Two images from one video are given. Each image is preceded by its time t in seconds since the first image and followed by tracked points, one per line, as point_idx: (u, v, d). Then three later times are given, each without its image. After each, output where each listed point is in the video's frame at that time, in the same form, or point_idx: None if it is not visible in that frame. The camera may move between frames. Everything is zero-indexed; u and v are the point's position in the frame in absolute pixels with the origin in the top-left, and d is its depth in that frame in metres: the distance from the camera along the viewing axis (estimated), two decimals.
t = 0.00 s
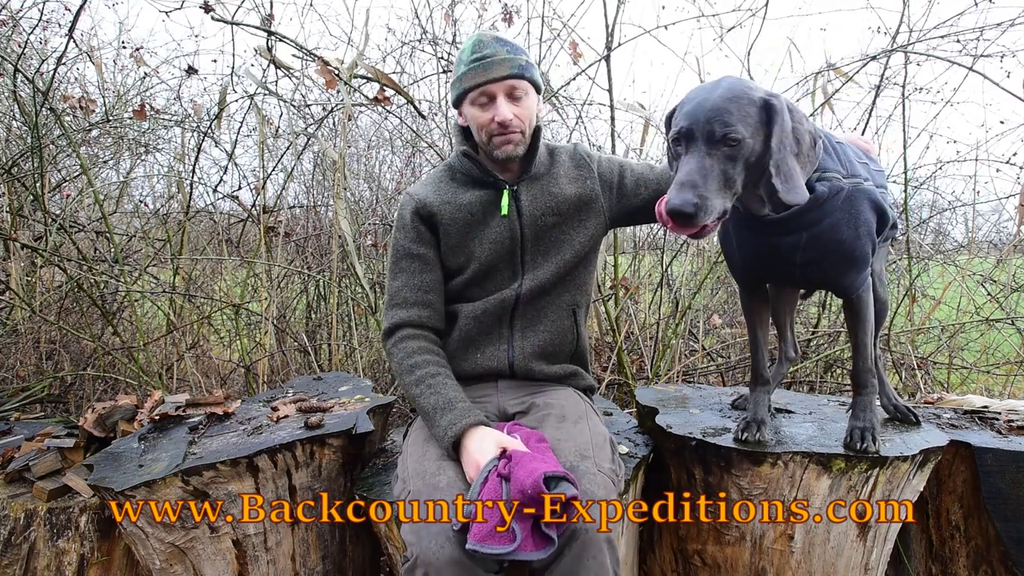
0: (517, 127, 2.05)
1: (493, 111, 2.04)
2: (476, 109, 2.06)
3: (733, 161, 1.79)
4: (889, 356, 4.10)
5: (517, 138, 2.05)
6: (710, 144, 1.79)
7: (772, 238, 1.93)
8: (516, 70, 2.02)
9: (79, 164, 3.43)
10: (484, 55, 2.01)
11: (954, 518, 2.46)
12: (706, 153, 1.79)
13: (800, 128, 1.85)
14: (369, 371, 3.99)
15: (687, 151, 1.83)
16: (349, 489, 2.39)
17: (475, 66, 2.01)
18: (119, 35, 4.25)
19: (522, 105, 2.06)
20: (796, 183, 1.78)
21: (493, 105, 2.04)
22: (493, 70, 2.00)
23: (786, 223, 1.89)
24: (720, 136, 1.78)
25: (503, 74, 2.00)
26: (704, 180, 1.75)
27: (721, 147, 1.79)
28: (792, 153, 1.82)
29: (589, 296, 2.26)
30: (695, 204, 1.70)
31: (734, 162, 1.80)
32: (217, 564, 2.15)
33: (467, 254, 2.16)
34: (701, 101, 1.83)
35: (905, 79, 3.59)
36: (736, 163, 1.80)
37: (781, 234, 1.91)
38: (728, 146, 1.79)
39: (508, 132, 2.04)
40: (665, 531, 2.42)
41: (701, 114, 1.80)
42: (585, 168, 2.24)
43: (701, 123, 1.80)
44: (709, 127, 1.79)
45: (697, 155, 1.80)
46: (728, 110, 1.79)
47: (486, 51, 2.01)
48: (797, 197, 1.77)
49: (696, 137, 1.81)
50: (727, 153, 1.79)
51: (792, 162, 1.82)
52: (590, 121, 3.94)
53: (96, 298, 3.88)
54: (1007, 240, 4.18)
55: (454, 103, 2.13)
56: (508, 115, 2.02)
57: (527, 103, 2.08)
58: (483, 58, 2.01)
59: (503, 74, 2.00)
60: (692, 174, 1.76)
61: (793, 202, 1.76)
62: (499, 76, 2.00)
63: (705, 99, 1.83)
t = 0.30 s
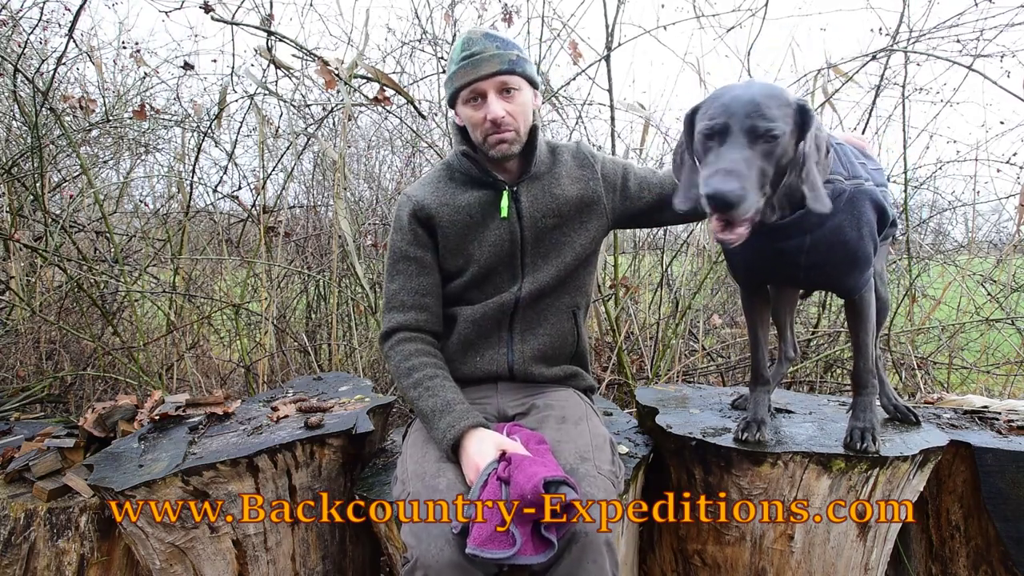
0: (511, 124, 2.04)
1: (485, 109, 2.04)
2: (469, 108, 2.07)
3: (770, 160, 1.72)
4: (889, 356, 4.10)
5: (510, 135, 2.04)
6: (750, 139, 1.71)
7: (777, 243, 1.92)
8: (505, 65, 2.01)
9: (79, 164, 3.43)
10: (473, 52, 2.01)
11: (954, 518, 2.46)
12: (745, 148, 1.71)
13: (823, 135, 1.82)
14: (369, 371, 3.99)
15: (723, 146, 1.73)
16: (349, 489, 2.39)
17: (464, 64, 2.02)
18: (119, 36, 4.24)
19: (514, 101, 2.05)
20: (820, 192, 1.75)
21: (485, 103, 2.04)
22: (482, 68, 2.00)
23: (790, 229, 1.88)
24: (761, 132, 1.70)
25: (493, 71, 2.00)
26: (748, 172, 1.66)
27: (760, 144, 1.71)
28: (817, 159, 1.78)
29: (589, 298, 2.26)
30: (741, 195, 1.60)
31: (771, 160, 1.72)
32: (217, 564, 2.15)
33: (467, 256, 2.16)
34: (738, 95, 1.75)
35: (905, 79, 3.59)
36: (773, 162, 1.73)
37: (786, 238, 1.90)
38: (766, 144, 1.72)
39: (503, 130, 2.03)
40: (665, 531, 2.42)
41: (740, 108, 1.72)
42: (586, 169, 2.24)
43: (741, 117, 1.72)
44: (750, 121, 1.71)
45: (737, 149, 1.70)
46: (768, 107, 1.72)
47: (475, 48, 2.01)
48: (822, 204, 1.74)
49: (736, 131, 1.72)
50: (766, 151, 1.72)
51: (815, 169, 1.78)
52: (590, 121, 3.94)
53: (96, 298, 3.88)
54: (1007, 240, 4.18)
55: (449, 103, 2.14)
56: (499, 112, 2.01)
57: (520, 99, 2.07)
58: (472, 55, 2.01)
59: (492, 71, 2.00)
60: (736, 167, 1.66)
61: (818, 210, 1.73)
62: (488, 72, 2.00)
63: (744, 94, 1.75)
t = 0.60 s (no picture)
0: (512, 127, 2.04)
1: (487, 112, 2.03)
2: (471, 109, 2.06)
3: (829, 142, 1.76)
4: (889, 356, 4.10)
5: (512, 139, 2.04)
6: (814, 123, 1.73)
7: (784, 239, 1.91)
8: (508, 67, 2.01)
9: (79, 164, 3.43)
10: (475, 53, 2.00)
11: (954, 518, 2.46)
12: (813, 131, 1.72)
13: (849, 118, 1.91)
14: (369, 371, 3.99)
15: (787, 131, 1.74)
16: (349, 489, 2.38)
17: (466, 66, 2.00)
18: (119, 35, 4.24)
19: (516, 103, 2.05)
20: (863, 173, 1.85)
21: (488, 105, 2.03)
22: (484, 70, 1.99)
23: (797, 224, 1.88)
24: (824, 116, 1.73)
25: (496, 72, 1.99)
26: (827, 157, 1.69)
27: (823, 128, 1.74)
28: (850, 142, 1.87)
29: (591, 298, 2.26)
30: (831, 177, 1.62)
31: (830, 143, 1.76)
32: (217, 564, 2.15)
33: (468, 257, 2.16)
34: (792, 80, 1.76)
35: (905, 79, 3.60)
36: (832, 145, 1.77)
37: (793, 234, 1.89)
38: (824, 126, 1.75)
39: (504, 133, 2.02)
40: (665, 530, 2.42)
41: (800, 93, 1.74)
42: (587, 168, 2.24)
43: (804, 102, 1.73)
44: (813, 106, 1.73)
45: (806, 134, 1.72)
46: (825, 90, 1.75)
47: (477, 49, 2.00)
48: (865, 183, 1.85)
49: (800, 116, 1.73)
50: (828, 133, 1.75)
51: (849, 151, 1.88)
52: (590, 121, 3.94)
53: (96, 298, 3.88)
54: (1007, 239, 4.18)
55: (450, 103, 2.12)
56: (502, 116, 2.01)
57: (522, 101, 2.07)
58: (474, 56, 2.00)
59: (495, 73, 1.99)
60: (815, 152, 1.67)
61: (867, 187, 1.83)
62: (490, 75, 1.99)
63: (795, 77, 1.77)
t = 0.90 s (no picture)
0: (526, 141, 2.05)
1: (500, 128, 2.01)
2: (481, 127, 2.03)
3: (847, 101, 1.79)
4: (889, 356, 4.10)
5: (525, 153, 2.05)
6: (831, 78, 1.76)
7: (792, 233, 1.91)
8: (520, 85, 2.00)
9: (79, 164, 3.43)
10: (485, 73, 1.97)
11: (954, 517, 2.46)
12: (831, 85, 1.75)
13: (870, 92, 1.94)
14: (369, 370, 4.00)
15: (805, 88, 1.77)
16: (349, 489, 2.39)
17: (477, 85, 1.97)
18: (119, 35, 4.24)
19: (527, 117, 2.05)
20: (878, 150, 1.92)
21: (500, 123, 2.01)
22: (497, 89, 1.97)
23: (806, 217, 1.88)
24: (842, 72, 1.77)
25: (508, 91, 1.98)
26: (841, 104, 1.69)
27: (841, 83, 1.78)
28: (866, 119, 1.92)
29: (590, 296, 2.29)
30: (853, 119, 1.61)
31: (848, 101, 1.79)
32: (217, 564, 2.15)
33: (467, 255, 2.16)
34: (807, 45, 1.81)
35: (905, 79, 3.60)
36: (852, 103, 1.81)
37: (803, 227, 1.89)
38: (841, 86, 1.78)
39: (518, 149, 2.03)
40: (665, 530, 2.41)
41: (817, 55, 1.78)
42: (584, 168, 2.24)
43: (820, 61, 1.77)
44: (830, 64, 1.77)
45: (825, 88, 1.74)
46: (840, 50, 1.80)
47: (487, 69, 1.97)
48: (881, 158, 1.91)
49: (817, 73, 1.77)
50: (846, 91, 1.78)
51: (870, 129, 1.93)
52: (590, 121, 3.94)
53: (96, 298, 3.88)
54: (1007, 239, 4.18)
55: (453, 119, 2.08)
56: (517, 133, 2.00)
57: (531, 114, 2.07)
58: (484, 76, 1.97)
59: (508, 92, 1.98)
60: (835, 100, 1.69)
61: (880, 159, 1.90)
62: (504, 94, 1.97)
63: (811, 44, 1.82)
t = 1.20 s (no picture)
0: (519, 133, 2.06)
1: (493, 120, 2.03)
2: (476, 119, 2.05)
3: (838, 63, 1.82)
4: (890, 356, 4.10)
5: (519, 144, 2.06)
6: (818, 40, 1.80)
7: (797, 225, 1.90)
8: (513, 77, 2.01)
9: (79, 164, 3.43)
10: (479, 65, 1.99)
11: (954, 517, 2.46)
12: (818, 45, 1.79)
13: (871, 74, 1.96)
14: (369, 370, 3.99)
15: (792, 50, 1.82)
16: (349, 489, 2.39)
17: (471, 78, 1.99)
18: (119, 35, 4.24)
19: (521, 109, 2.05)
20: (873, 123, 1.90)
21: (494, 114, 2.03)
22: (490, 80, 1.99)
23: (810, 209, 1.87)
24: (829, 36, 1.81)
25: (502, 83, 1.99)
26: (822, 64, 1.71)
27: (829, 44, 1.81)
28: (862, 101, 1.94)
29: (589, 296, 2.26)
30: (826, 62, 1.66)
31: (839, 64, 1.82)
32: (217, 564, 2.15)
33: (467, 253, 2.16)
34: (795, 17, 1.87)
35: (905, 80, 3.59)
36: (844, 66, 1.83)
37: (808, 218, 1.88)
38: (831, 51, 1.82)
39: (511, 140, 2.04)
40: (665, 530, 2.41)
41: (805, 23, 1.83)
42: (584, 170, 2.24)
43: (806, 27, 1.82)
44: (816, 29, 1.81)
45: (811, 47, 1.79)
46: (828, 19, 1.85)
47: (481, 61, 1.99)
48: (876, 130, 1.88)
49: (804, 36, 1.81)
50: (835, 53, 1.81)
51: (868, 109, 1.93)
52: (590, 121, 3.94)
53: (96, 298, 3.88)
54: (1007, 239, 4.18)
55: (451, 113, 2.11)
56: (510, 124, 2.02)
57: (526, 107, 2.07)
58: (478, 68, 1.99)
59: (501, 83, 1.99)
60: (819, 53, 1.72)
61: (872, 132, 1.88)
62: (496, 85, 1.99)
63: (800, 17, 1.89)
